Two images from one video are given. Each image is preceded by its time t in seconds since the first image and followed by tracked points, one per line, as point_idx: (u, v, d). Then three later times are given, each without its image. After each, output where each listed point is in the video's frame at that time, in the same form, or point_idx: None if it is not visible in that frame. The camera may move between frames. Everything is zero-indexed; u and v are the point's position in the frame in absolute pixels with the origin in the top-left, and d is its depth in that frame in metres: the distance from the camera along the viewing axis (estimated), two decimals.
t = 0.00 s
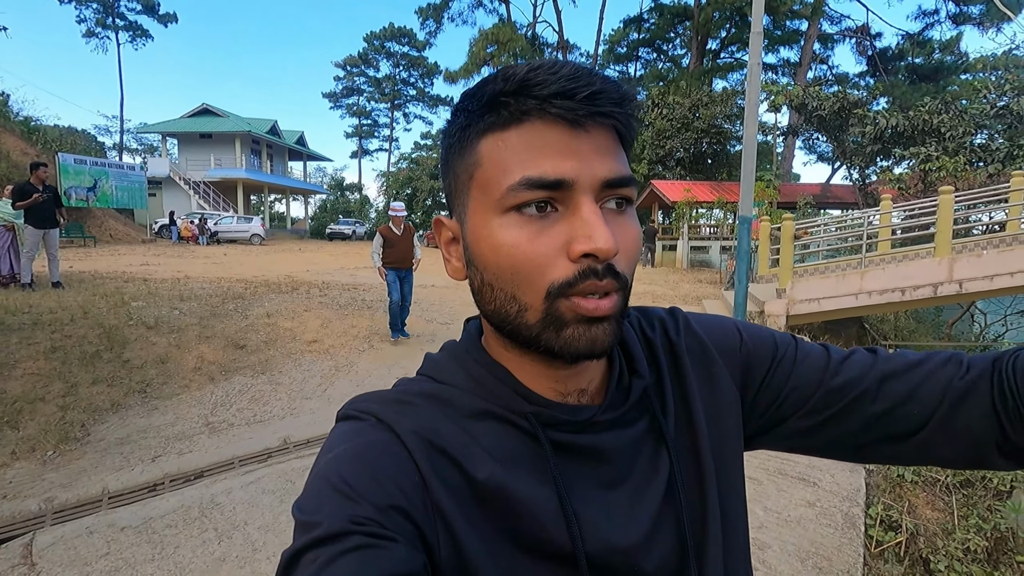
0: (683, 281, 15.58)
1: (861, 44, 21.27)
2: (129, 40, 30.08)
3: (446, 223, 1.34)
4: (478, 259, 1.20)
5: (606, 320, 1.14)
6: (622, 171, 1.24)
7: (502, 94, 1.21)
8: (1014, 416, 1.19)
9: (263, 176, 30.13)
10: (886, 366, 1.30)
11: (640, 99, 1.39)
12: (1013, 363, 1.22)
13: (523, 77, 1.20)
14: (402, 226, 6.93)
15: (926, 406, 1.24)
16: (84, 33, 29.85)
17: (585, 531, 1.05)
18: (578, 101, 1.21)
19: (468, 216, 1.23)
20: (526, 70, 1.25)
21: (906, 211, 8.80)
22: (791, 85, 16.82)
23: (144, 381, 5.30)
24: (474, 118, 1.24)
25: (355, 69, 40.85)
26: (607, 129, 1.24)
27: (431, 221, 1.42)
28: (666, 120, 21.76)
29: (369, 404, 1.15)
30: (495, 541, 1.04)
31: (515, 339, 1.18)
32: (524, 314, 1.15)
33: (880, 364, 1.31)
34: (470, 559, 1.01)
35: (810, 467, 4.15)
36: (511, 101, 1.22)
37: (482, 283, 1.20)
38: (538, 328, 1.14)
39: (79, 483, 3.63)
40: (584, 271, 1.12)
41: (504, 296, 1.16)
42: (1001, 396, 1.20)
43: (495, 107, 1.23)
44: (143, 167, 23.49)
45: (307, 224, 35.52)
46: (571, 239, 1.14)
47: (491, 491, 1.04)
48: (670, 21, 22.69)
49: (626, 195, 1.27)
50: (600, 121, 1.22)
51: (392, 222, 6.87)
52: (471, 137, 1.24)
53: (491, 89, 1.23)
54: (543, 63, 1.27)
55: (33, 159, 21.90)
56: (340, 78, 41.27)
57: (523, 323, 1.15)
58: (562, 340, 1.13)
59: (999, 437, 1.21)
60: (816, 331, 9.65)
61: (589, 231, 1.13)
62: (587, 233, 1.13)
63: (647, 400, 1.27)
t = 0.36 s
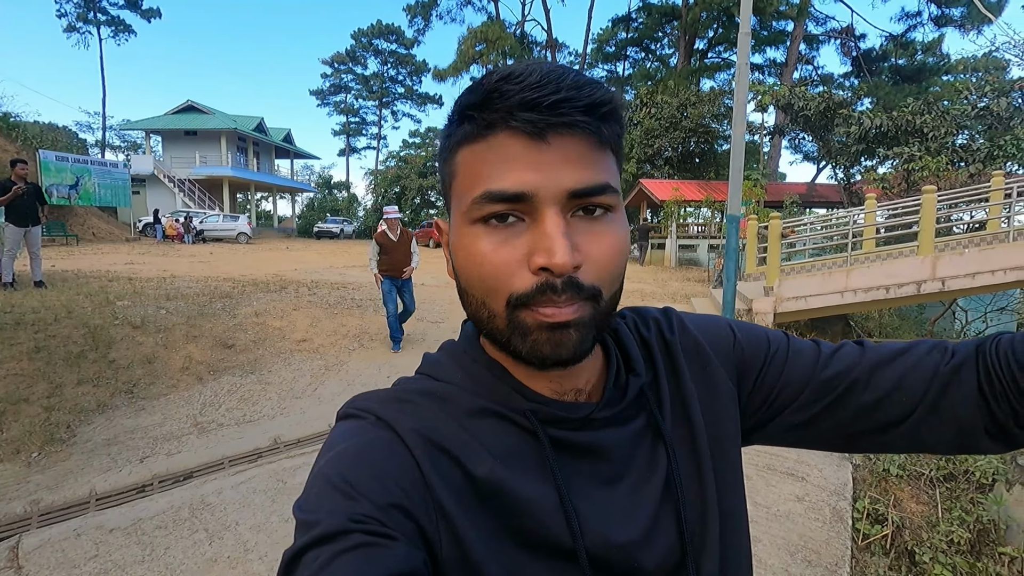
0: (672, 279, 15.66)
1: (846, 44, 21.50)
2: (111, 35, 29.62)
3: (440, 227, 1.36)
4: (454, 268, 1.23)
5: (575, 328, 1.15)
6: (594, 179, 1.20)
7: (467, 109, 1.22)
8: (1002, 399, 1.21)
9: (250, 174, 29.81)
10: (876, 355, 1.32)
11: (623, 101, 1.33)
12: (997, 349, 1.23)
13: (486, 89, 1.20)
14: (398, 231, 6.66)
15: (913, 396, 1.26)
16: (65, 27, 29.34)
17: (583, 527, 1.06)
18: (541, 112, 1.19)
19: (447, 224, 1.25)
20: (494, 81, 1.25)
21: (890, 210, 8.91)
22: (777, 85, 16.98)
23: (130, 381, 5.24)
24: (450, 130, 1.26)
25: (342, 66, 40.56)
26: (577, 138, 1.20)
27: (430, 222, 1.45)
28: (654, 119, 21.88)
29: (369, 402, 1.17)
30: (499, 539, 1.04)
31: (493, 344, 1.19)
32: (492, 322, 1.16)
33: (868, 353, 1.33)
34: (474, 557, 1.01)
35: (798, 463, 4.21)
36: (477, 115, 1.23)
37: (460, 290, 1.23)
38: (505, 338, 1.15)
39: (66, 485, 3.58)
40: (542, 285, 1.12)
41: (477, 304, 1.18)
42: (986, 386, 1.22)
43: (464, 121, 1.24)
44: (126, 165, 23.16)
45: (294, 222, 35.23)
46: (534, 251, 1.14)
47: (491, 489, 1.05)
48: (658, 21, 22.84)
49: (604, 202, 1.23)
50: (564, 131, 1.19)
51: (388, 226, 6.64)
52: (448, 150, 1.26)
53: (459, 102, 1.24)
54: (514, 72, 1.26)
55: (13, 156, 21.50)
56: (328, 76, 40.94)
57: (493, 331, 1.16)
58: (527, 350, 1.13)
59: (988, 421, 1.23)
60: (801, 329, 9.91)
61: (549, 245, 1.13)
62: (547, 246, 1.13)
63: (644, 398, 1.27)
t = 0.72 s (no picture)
0: (666, 286, 15.69)
1: (835, 54, 21.77)
2: (104, 42, 29.55)
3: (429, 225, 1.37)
4: (442, 261, 1.24)
5: (560, 319, 1.16)
6: (575, 169, 1.21)
7: (447, 107, 1.23)
8: (977, 423, 1.23)
9: (244, 181, 29.71)
10: (863, 368, 1.34)
11: (599, 93, 1.34)
12: (980, 370, 1.25)
13: (464, 87, 1.21)
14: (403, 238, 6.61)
15: (895, 412, 1.27)
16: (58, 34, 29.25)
17: (573, 517, 1.06)
18: (520, 106, 1.20)
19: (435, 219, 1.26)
20: (470, 80, 1.26)
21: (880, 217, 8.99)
22: (768, 94, 17.16)
23: (122, 389, 5.19)
24: (432, 128, 1.27)
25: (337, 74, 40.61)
26: (557, 131, 1.21)
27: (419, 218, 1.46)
28: (648, 128, 22.01)
29: (363, 391, 1.16)
30: (491, 528, 1.05)
31: (482, 335, 1.20)
32: (480, 312, 1.18)
33: (856, 365, 1.35)
34: (467, 545, 1.01)
35: (793, 467, 4.22)
36: (458, 111, 1.23)
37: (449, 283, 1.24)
38: (494, 328, 1.17)
39: (57, 493, 3.54)
40: (528, 272, 1.14)
41: (464, 295, 1.19)
42: (965, 408, 1.23)
43: (445, 119, 1.24)
44: (119, 172, 23.06)
45: (288, 229, 35.13)
46: (519, 241, 1.15)
47: (484, 478, 1.05)
48: (651, 30, 23.09)
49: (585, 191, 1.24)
50: (542, 124, 1.20)
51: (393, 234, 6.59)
52: (431, 147, 1.27)
53: (441, 100, 1.25)
54: (491, 70, 1.27)
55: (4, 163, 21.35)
56: (322, 83, 40.97)
57: (481, 321, 1.18)
58: (514, 339, 1.15)
59: (964, 442, 1.25)
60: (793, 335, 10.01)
61: (534, 233, 1.14)
62: (533, 235, 1.14)
63: (634, 392, 1.28)
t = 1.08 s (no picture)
0: (659, 293, 15.75)
1: (824, 64, 22.04)
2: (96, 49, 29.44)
3: (446, 223, 1.39)
4: (468, 249, 1.24)
5: (590, 299, 1.17)
6: (601, 160, 1.27)
7: (481, 96, 1.27)
8: (981, 407, 1.25)
9: (237, 188, 29.57)
10: (869, 363, 1.37)
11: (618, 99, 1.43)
12: (978, 360, 1.29)
13: (499, 78, 1.26)
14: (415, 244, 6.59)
15: (904, 401, 1.30)
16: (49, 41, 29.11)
17: (582, 520, 1.07)
18: (551, 98, 1.26)
19: (461, 207, 1.27)
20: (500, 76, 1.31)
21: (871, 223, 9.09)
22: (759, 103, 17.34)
23: (117, 396, 5.15)
24: (460, 121, 1.30)
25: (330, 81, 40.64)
26: (584, 124, 1.28)
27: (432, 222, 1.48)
28: (641, 135, 22.14)
29: (372, 394, 1.18)
30: (497, 531, 1.06)
31: (504, 324, 1.21)
32: (508, 297, 1.18)
33: (862, 362, 1.38)
34: (474, 549, 1.02)
35: (789, 471, 4.25)
36: (490, 102, 1.28)
37: (472, 272, 1.25)
38: (522, 312, 1.17)
39: (51, 502, 3.51)
40: (562, 251, 1.16)
41: (491, 280, 1.20)
42: (969, 395, 1.26)
43: (476, 109, 1.28)
44: (110, 179, 22.93)
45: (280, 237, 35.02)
46: (551, 221, 1.17)
47: (492, 480, 1.06)
48: (643, 39, 23.34)
49: (607, 184, 1.29)
50: (573, 115, 1.27)
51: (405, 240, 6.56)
52: (458, 138, 1.29)
53: (472, 92, 1.29)
54: (521, 68, 1.33)
55: None
56: (315, 91, 40.98)
57: (507, 307, 1.19)
58: (544, 321, 1.16)
59: (970, 429, 1.27)
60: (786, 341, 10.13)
61: (568, 212, 1.17)
62: (566, 215, 1.17)
63: (642, 393, 1.30)
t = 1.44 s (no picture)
0: (658, 298, 15.78)
1: (821, 71, 22.18)
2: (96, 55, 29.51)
3: (444, 231, 1.41)
4: (464, 258, 1.27)
5: (585, 306, 1.19)
6: (596, 167, 1.29)
7: (476, 108, 1.29)
8: (977, 423, 1.28)
9: (236, 195, 29.56)
10: (865, 375, 1.39)
11: (616, 107, 1.45)
12: (971, 375, 1.31)
13: (494, 89, 1.28)
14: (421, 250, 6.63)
15: (903, 414, 1.32)
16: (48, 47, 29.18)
17: (579, 525, 1.09)
18: (547, 108, 1.28)
19: (458, 215, 1.29)
20: (495, 87, 1.33)
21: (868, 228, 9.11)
22: (757, 109, 17.44)
23: (118, 401, 5.15)
24: (456, 131, 1.33)
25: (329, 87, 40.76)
26: (579, 134, 1.30)
27: (430, 229, 1.51)
28: (639, 141, 22.21)
29: (369, 401, 1.20)
30: (493, 539, 1.07)
31: (501, 331, 1.23)
32: (503, 306, 1.20)
33: (859, 374, 1.40)
34: (469, 555, 1.03)
35: (788, 474, 4.26)
36: (486, 113, 1.30)
37: (468, 280, 1.27)
38: (517, 320, 1.20)
39: (54, 506, 3.50)
40: (556, 260, 1.18)
41: (487, 289, 1.22)
42: (965, 410, 1.29)
43: (472, 120, 1.30)
44: (110, 184, 22.94)
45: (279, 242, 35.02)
46: (545, 230, 1.19)
47: (489, 486, 1.08)
48: (641, 46, 23.49)
49: (602, 191, 1.31)
50: (569, 126, 1.28)
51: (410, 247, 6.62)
52: (455, 148, 1.32)
53: (468, 103, 1.31)
54: (516, 78, 1.35)
55: None
56: (314, 97, 41.09)
57: (503, 315, 1.21)
58: (540, 329, 1.18)
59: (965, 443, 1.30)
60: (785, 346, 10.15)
61: (562, 222, 1.19)
62: (560, 224, 1.19)
63: (640, 400, 1.32)
